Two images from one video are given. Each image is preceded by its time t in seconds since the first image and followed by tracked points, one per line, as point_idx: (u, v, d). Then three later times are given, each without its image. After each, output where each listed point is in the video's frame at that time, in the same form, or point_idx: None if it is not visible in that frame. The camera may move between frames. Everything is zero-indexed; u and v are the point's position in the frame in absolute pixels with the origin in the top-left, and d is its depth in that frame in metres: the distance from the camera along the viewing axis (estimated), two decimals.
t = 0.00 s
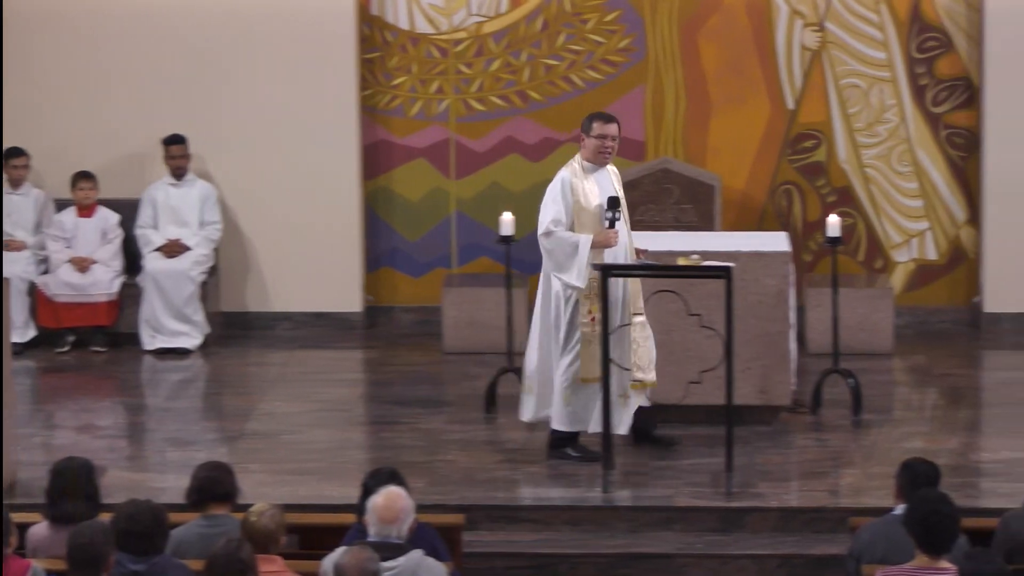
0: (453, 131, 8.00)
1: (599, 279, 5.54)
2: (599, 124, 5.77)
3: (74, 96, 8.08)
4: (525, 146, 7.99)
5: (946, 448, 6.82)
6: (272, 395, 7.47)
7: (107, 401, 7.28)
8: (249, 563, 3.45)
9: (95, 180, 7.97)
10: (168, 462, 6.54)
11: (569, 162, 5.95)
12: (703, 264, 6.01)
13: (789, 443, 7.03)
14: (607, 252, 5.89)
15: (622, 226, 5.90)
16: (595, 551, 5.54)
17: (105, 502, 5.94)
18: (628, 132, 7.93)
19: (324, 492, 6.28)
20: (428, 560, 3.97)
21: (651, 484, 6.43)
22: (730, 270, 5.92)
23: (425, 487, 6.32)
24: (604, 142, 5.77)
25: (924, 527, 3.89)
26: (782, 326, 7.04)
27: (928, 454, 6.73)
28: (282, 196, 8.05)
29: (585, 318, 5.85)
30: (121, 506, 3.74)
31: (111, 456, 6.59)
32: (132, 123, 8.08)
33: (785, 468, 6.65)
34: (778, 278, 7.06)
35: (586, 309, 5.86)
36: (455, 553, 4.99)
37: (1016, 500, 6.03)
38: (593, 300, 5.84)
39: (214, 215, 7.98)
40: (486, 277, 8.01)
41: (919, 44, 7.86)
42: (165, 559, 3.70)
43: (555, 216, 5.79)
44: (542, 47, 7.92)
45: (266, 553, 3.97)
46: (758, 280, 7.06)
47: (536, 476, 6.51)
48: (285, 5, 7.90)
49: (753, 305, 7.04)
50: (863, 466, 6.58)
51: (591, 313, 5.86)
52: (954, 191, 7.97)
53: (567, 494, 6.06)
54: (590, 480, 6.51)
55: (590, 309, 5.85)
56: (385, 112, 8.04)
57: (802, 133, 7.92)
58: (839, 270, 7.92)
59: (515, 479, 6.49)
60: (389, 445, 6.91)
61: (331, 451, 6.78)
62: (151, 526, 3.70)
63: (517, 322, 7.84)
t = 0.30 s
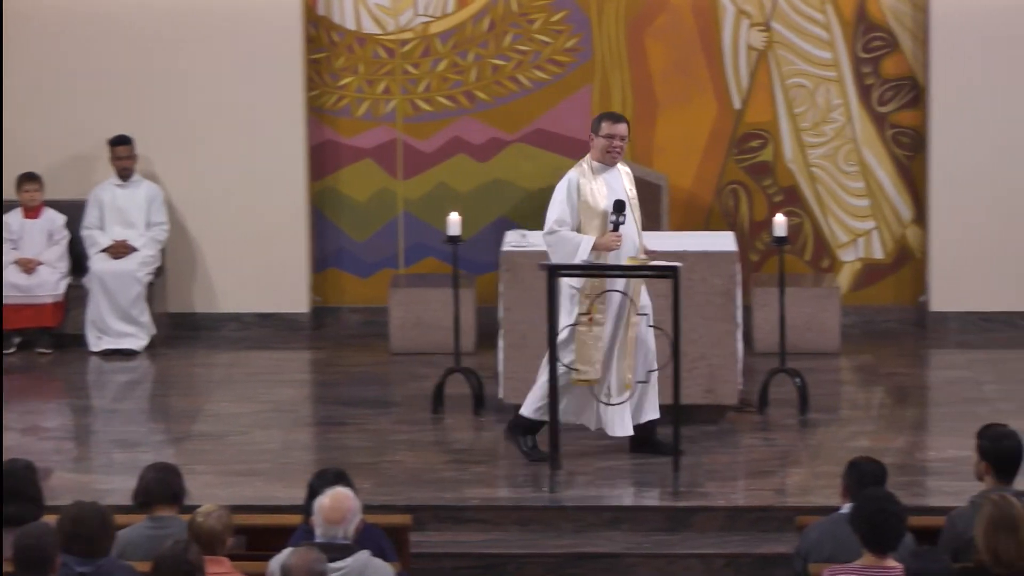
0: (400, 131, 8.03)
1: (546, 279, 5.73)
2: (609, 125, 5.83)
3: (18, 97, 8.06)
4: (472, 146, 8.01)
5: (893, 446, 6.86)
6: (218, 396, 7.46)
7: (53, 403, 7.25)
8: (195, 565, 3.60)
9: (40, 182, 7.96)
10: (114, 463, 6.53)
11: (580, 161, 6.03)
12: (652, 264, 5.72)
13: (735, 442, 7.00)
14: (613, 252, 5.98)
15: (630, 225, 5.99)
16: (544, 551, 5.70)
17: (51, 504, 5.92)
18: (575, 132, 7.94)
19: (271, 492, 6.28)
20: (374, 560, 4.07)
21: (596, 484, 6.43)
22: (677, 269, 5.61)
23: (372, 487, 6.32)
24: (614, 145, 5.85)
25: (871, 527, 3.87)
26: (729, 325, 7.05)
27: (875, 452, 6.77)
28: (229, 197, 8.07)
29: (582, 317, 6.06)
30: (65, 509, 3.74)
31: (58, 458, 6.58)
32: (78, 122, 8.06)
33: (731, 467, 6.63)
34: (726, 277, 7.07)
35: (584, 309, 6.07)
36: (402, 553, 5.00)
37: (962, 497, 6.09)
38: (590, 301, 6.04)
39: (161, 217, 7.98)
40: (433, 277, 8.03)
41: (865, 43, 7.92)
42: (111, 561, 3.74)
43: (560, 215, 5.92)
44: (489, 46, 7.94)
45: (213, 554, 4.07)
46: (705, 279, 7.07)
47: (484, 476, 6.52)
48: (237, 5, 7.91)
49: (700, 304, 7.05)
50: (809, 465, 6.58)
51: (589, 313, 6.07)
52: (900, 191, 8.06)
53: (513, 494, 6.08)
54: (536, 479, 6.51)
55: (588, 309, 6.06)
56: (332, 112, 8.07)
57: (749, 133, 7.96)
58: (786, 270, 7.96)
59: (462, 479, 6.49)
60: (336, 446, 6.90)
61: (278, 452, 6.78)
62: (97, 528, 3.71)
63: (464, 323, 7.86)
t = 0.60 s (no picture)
0: (345, 131, 8.14)
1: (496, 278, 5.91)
2: (605, 121, 5.92)
3: None
4: (418, 146, 8.16)
5: (839, 446, 6.89)
6: (165, 397, 7.45)
7: None
8: (142, 566, 3.60)
9: None
10: (61, 465, 6.52)
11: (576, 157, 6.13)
12: (598, 264, 5.76)
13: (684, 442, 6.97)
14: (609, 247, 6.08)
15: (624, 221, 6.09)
16: (493, 551, 5.67)
17: None
18: (520, 132, 8.09)
19: (218, 493, 6.27)
20: (322, 560, 4.10)
21: (545, 483, 6.36)
22: (620, 272, 5.66)
23: (319, 488, 6.29)
24: (609, 143, 5.93)
25: (813, 526, 3.88)
26: (677, 325, 7.00)
27: (822, 450, 6.80)
28: (178, 197, 8.15)
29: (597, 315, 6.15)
30: (12, 512, 3.78)
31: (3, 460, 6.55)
32: (21, 122, 8.08)
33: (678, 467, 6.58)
34: (672, 275, 7.02)
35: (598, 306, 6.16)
36: (349, 554, 4.99)
37: (907, 496, 6.13)
38: (600, 297, 6.13)
39: (106, 217, 8.03)
40: (377, 277, 8.14)
41: (809, 43, 8.09)
42: (59, 562, 3.79)
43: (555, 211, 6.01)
44: (435, 47, 8.08)
45: (160, 556, 4.03)
46: (652, 279, 7.03)
47: (429, 476, 6.51)
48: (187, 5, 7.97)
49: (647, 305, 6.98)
50: (755, 464, 6.56)
51: (602, 308, 6.16)
52: (845, 191, 8.24)
53: (460, 494, 6.07)
54: (483, 479, 6.51)
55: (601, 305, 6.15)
56: (278, 113, 8.18)
57: (693, 133, 8.13)
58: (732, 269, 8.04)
59: (407, 480, 6.49)
60: (282, 447, 6.89)
61: (224, 453, 6.77)
62: (42, 529, 3.75)
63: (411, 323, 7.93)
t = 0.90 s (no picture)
0: (292, 131, 8.34)
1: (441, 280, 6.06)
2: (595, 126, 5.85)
3: None
4: (364, 146, 8.37)
5: (787, 445, 6.90)
6: (113, 399, 7.44)
7: None
8: (89, 567, 3.48)
9: None
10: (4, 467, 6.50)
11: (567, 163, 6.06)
12: (544, 265, 5.74)
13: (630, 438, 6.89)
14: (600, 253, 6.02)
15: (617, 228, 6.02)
16: (443, 551, 5.66)
17: None
18: (467, 131, 8.33)
19: (164, 494, 6.25)
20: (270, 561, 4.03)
21: (494, 483, 6.26)
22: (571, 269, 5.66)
23: (267, 489, 6.23)
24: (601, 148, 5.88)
25: (757, 527, 3.81)
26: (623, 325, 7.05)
27: (769, 449, 6.79)
28: (128, 200, 8.27)
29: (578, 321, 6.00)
30: None
31: None
32: None
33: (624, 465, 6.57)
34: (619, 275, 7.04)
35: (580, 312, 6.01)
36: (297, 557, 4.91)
37: (855, 495, 6.12)
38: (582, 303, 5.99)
39: (52, 219, 8.08)
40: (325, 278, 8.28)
41: (755, 43, 8.41)
42: None
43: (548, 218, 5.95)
44: (381, 47, 8.29)
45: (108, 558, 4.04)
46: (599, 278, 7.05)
47: (377, 477, 6.41)
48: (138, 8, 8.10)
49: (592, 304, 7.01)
50: (704, 462, 6.48)
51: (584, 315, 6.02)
52: (791, 191, 8.59)
53: (407, 494, 6.06)
54: (431, 478, 6.40)
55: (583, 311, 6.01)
56: (224, 113, 8.35)
57: (638, 132, 8.43)
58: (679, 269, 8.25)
59: (356, 480, 6.38)
60: (229, 447, 6.88)
61: (171, 455, 6.76)
62: None
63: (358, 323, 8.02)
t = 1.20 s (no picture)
0: (252, 137, 8.59)
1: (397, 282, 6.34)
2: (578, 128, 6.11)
3: None
4: (322, 152, 8.63)
5: (730, 439, 7.16)
6: (75, 397, 7.65)
7: None
8: (51, 563, 3.57)
9: None
10: None
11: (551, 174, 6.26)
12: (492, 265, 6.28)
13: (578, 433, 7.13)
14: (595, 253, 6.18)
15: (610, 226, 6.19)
16: (394, 544, 5.87)
17: None
18: (422, 137, 8.62)
19: (125, 490, 6.47)
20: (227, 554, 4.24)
21: (447, 478, 6.46)
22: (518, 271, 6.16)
23: (225, 485, 6.45)
24: (590, 147, 6.10)
25: (701, 521, 3.89)
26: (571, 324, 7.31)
27: (713, 444, 7.06)
28: (92, 203, 8.50)
29: (564, 320, 6.23)
30: None
31: None
32: None
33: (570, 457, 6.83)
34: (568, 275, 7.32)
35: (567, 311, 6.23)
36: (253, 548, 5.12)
37: (795, 487, 6.37)
38: (566, 304, 6.19)
39: (17, 221, 8.21)
40: (284, 279, 8.49)
41: (700, 51, 8.79)
42: None
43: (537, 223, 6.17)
44: (338, 55, 8.55)
45: (68, 550, 4.17)
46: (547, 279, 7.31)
47: (333, 472, 6.62)
48: (107, 16, 8.35)
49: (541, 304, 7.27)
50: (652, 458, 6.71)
51: (571, 315, 6.22)
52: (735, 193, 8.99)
53: (362, 488, 6.29)
54: (385, 472, 6.62)
55: (570, 311, 6.21)
56: (185, 120, 8.59)
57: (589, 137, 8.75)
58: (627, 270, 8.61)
59: (312, 475, 6.59)
60: (188, 444, 7.09)
61: (132, 452, 6.97)
62: None
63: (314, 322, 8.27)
